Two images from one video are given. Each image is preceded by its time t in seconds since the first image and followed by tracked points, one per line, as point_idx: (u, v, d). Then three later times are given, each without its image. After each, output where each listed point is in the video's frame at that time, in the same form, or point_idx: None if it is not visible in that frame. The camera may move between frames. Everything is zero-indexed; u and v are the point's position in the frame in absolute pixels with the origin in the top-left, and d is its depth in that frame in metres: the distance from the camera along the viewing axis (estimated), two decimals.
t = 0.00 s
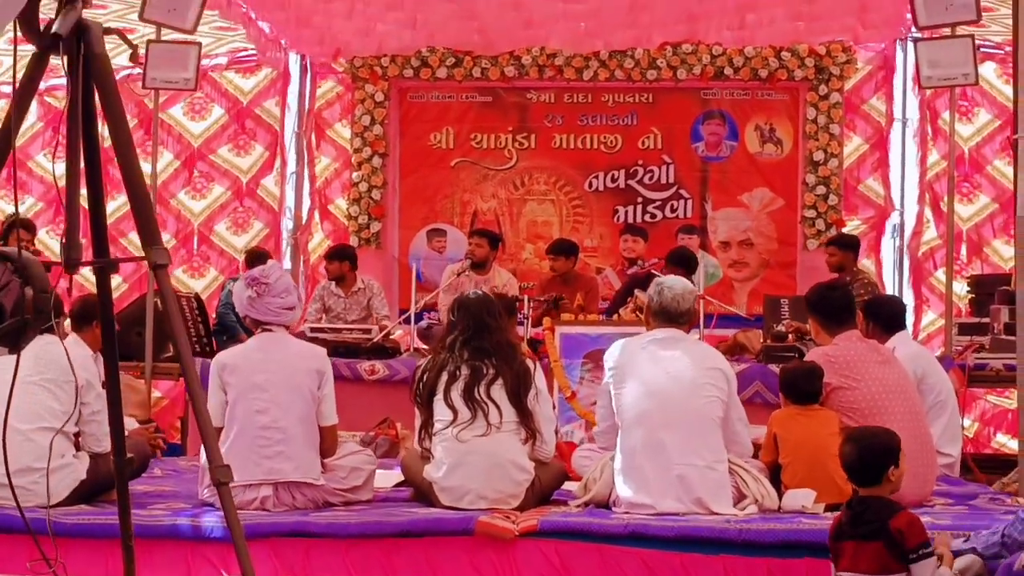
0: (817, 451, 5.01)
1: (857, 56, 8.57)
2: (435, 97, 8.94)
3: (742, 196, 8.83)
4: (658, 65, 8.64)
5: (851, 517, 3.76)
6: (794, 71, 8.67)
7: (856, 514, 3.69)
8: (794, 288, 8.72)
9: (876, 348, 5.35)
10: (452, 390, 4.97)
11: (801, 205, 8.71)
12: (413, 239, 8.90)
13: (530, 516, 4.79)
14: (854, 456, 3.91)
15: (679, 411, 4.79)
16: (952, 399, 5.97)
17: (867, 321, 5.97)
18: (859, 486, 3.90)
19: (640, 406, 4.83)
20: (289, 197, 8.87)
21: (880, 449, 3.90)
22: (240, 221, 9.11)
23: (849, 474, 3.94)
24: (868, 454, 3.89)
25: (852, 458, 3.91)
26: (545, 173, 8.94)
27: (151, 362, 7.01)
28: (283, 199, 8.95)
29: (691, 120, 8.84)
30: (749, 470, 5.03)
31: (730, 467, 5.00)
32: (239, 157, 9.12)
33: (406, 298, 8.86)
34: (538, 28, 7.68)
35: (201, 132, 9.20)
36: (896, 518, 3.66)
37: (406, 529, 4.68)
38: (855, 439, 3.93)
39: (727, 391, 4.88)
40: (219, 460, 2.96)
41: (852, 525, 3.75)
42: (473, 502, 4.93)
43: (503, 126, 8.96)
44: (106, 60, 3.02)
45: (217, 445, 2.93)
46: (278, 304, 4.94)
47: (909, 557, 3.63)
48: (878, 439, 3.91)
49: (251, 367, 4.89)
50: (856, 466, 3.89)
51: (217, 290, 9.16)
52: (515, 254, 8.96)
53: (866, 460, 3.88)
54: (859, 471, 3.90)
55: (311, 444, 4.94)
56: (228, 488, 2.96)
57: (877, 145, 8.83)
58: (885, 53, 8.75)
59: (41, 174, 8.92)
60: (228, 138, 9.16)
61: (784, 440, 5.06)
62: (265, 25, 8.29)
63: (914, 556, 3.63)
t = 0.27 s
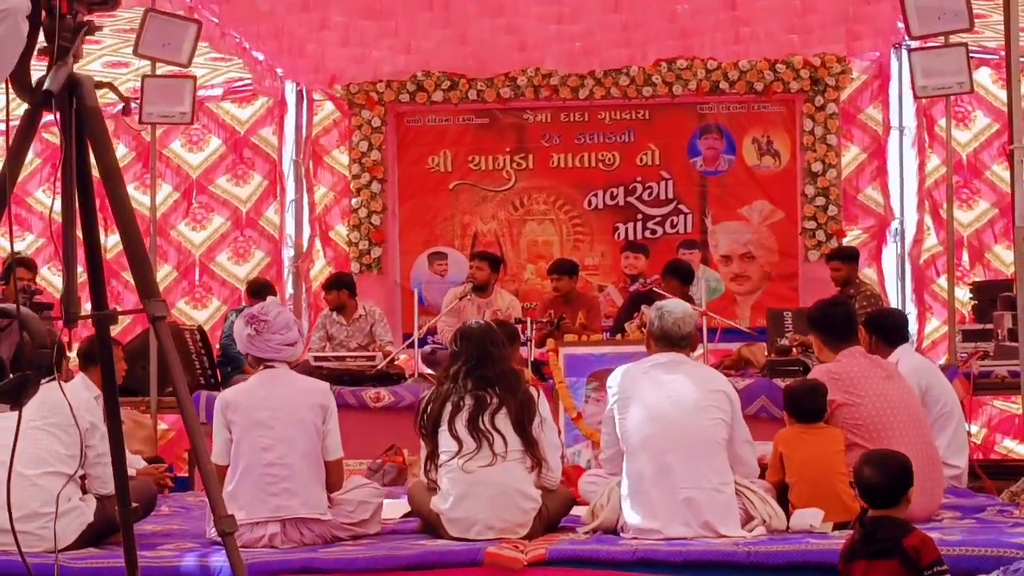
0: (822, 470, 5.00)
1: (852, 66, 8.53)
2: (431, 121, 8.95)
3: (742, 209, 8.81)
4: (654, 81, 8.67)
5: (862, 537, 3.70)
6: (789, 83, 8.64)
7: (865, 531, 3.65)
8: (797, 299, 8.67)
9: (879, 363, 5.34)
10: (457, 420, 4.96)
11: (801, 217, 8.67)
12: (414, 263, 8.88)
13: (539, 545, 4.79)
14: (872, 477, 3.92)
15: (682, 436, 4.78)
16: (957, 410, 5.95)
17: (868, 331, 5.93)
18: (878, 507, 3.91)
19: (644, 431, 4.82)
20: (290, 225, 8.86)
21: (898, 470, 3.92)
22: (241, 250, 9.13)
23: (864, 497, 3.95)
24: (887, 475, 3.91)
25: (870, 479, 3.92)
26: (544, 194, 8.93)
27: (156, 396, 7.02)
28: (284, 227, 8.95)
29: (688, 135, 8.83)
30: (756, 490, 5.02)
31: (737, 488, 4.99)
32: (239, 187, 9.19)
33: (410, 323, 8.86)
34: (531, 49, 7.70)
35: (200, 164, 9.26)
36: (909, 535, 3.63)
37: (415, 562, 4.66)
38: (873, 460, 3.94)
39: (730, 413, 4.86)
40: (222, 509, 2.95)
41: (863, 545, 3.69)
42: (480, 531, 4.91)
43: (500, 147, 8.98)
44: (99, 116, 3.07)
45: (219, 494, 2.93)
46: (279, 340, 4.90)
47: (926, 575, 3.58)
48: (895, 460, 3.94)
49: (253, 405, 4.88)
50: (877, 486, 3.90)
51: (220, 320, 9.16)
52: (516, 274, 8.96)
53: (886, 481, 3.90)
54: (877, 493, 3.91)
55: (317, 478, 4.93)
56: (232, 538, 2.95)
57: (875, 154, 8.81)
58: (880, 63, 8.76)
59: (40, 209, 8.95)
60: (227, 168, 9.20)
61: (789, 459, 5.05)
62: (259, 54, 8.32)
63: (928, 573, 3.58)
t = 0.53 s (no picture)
0: (830, 498, 5.00)
1: (857, 89, 8.60)
2: (438, 147, 8.97)
3: (748, 233, 8.81)
4: (659, 105, 8.71)
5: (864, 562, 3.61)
6: (794, 107, 8.72)
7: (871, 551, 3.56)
8: (805, 322, 8.67)
9: (885, 391, 5.32)
10: (463, 453, 4.92)
11: (808, 239, 8.68)
12: (423, 290, 8.89)
13: None
14: (877, 503, 3.87)
15: (689, 468, 4.77)
16: (965, 437, 5.95)
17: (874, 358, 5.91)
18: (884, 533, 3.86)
19: (652, 463, 4.80)
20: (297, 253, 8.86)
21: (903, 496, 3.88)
22: (250, 279, 9.15)
23: (870, 525, 3.89)
24: (892, 500, 3.86)
25: (875, 505, 3.87)
26: (551, 219, 8.93)
27: (164, 427, 7.02)
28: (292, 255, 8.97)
29: (694, 159, 8.84)
30: (764, 521, 5.02)
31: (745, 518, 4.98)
32: (246, 216, 9.22)
33: (418, 350, 8.87)
34: (537, 75, 7.73)
35: (207, 193, 9.20)
36: (915, 560, 3.53)
37: None
38: (878, 485, 3.90)
39: (737, 442, 4.84)
40: (227, 554, 2.97)
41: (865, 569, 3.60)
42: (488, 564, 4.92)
43: (506, 173, 8.98)
44: (105, 165, 3.08)
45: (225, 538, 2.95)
46: (283, 375, 4.90)
47: None
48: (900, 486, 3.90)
49: (260, 441, 4.86)
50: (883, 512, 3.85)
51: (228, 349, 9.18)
52: (524, 300, 8.97)
53: (891, 506, 3.85)
54: (882, 519, 3.86)
55: (325, 513, 4.93)
56: None
57: (880, 177, 8.86)
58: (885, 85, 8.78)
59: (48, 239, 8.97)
60: (234, 197, 9.22)
61: (797, 488, 5.03)
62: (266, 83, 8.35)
63: None
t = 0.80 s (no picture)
0: (838, 532, 4.93)
1: (869, 116, 8.59)
2: (450, 173, 8.98)
3: (760, 260, 8.79)
4: (671, 132, 8.70)
5: None
6: (806, 134, 8.71)
7: None
8: (816, 349, 8.64)
9: (897, 424, 5.24)
10: (473, 484, 4.89)
11: (820, 266, 8.66)
12: (433, 316, 8.90)
13: None
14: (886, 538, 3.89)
15: (700, 500, 4.70)
16: (976, 467, 5.90)
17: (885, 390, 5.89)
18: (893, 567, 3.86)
19: (661, 495, 4.74)
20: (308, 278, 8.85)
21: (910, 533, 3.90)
22: (260, 304, 9.16)
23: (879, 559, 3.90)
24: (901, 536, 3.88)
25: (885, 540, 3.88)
26: (563, 246, 8.91)
27: (174, 453, 7.01)
28: (303, 281, 8.97)
29: (706, 185, 8.83)
30: (774, 555, 4.95)
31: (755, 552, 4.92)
32: (257, 241, 9.22)
33: (428, 376, 8.86)
34: (548, 103, 7.73)
35: (219, 218, 9.24)
36: None
37: None
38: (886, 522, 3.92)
39: (748, 476, 4.79)
40: None
41: None
42: None
43: (518, 200, 8.96)
44: (114, 203, 2.99)
45: None
46: (291, 407, 4.90)
47: None
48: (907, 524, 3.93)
49: (269, 472, 4.86)
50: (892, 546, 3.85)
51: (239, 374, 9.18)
52: (535, 326, 8.96)
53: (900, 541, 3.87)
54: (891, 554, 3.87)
55: (334, 544, 4.92)
56: None
57: (892, 204, 8.84)
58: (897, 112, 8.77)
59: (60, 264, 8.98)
60: (245, 223, 9.23)
61: (807, 522, 5.00)
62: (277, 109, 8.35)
63: None
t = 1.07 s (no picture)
0: (837, 545, 4.91)
1: (869, 124, 8.59)
2: (450, 181, 8.99)
3: (760, 268, 8.79)
4: (670, 140, 8.69)
5: None
6: (806, 143, 8.67)
7: None
8: (815, 358, 8.64)
9: (896, 437, 5.20)
10: (472, 497, 4.88)
11: (819, 275, 8.65)
12: (433, 324, 8.90)
13: None
14: (887, 554, 3.88)
15: (698, 513, 4.68)
16: (975, 478, 5.90)
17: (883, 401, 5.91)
18: None
19: (660, 508, 4.72)
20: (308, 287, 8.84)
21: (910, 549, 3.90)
22: (260, 312, 9.16)
23: None
24: (903, 553, 3.88)
25: (886, 557, 3.87)
26: (563, 254, 8.91)
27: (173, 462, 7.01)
28: (303, 288, 8.97)
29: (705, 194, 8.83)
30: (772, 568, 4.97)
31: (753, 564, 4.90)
32: (257, 249, 9.22)
33: (428, 385, 8.86)
34: (548, 111, 7.73)
35: (218, 226, 9.25)
36: None
37: None
38: (886, 538, 3.91)
39: (746, 489, 4.77)
40: None
41: None
42: None
43: (518, 209, 8.96)
44: (110, 222, 2.95)
45: None
46: (289, 420, 4.91)
47: None
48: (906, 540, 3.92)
49: (268, 484, 4.87)
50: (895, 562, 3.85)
51: (238, 382, 9.18)
52: (534, 334, 8.95)
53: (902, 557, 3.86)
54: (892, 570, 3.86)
55: (332, 557, 4.92)
56: None
57: (892, 213, 8.84)
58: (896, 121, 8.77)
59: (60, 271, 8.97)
60: (245, 231, 9.23)
61: (805, 535, 4.98)
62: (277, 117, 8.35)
63: None
